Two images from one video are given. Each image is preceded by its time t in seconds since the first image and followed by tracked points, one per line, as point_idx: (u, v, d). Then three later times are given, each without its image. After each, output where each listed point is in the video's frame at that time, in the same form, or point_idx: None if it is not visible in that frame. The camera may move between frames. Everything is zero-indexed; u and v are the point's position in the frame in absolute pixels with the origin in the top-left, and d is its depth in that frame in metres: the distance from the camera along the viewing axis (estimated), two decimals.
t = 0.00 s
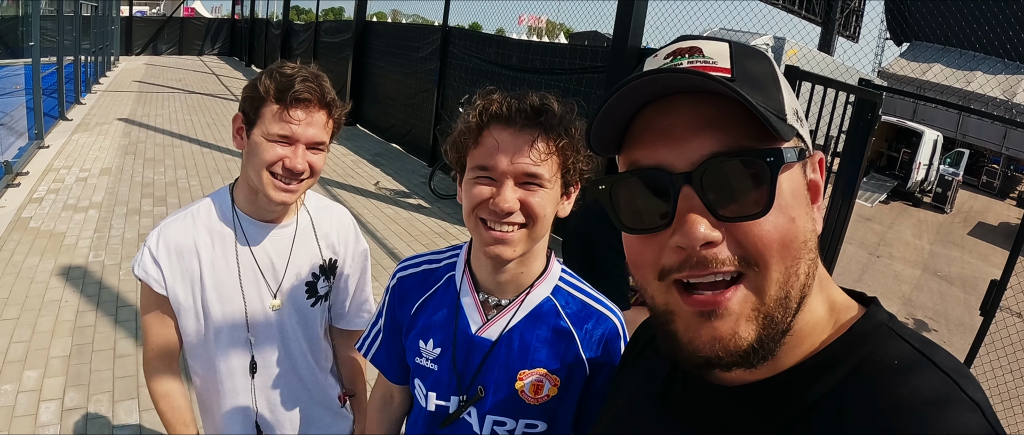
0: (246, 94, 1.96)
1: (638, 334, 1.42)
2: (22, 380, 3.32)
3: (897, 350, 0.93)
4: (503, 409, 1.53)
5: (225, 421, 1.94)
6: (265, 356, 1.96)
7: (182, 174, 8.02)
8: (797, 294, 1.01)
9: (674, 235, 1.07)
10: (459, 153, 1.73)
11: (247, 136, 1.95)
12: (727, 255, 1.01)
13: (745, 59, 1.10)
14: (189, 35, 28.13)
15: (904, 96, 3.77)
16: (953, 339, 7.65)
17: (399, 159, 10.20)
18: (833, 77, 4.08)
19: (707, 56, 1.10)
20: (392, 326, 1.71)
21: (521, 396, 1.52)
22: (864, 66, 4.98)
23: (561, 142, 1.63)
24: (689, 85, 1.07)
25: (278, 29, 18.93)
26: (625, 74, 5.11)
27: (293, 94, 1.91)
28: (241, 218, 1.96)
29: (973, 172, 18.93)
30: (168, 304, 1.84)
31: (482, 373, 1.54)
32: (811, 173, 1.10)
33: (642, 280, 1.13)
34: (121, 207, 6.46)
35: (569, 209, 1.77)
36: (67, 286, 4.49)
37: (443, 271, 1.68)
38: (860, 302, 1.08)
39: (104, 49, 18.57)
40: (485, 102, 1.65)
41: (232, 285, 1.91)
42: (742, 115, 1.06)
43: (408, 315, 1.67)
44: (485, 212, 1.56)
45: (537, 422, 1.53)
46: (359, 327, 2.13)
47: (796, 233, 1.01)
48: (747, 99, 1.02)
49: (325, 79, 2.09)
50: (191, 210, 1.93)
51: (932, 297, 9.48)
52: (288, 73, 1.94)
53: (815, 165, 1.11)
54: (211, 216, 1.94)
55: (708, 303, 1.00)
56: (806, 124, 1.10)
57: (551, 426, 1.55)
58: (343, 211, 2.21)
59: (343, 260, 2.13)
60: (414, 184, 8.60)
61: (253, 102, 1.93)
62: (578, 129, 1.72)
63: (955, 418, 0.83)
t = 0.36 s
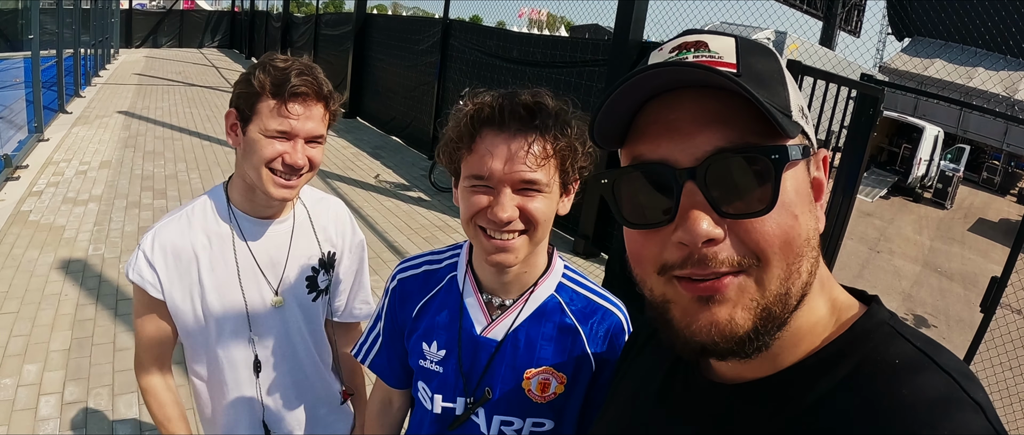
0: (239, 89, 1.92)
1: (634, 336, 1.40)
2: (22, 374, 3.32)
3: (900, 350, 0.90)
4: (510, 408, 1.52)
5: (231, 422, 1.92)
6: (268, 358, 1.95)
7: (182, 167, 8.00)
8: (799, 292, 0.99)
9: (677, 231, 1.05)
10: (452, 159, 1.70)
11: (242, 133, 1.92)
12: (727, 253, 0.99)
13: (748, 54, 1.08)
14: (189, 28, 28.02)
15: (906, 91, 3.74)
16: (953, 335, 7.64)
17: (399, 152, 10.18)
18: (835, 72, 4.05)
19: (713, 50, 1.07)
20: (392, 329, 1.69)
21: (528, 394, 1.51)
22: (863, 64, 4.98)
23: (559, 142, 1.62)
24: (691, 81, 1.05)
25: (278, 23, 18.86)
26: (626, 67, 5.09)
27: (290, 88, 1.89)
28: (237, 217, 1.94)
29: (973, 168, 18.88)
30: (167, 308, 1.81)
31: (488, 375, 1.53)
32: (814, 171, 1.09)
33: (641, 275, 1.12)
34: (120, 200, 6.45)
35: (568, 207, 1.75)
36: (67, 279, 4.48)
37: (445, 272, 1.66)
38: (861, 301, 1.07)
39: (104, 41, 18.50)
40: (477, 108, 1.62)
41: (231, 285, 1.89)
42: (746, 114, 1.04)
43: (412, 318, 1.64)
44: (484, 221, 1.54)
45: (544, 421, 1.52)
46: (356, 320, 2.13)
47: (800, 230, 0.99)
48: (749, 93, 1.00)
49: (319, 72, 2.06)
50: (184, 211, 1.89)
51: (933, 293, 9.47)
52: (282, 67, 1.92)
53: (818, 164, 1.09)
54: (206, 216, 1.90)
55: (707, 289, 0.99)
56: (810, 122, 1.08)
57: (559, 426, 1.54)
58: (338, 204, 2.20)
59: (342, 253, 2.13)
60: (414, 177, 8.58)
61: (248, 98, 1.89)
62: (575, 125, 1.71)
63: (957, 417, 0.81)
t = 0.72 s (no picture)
0: (222, 87, 1.89)
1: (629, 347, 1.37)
2: (11, 374, 3.27)
3: (922, 383, 0.86)
4: (503, 425, 1.48)
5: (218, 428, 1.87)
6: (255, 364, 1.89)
7: (177, 163, 7.93)
8: (814, 320, 0.96)
9: (680, 256, 1.01)
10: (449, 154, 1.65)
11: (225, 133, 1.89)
12: (737, 277, 0.96)
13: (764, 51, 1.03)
14: (185, 22, 27.88)
15: (907, 90, 3.69)
16: (951, 334, 7.62)
17: (395, 148, 10.12)
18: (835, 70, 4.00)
19: (726, 47, 1.03)
20: (375, 344, 1.63)
21: (522, 411, 1.47)
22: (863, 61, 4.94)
23: (561, 137, 1.57)
24: (701, 78, 1.00)
25: (275, 17, 18.74)
26: (624, 64, 5.04)
27: (273, 86, 1.83)
28: (222, 217, 1.89)
29: (971, 166, 18.85)
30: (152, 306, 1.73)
31: (479, 391, 1.48)
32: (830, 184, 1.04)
33: (636, 300, 1.08)
34: (114, 197, 6.39)
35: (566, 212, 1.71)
36: (59, 277, 4.43)
37: (431, 282, 1.61)
38: (875, 322, 1.03)
39: (99, 36, 18.39)
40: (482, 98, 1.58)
41: (216, 286, 1.84)
42: (759, 120, 0.98)
43: (395, 331, 1.59)
44: (481, 215, 1.50)
45: None
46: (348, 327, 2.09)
47: (818, 254, 0.96)
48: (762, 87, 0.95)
49: (307, 70, 2.01)
50: (169, 208, 1.85)
51: (930, 291, 9.45)
52: (267, 64, 1.88)
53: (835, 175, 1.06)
54: (192, 214, 1.86)
55: (712, 323, 0.96)
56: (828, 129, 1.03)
57: None
58: (329, 207, 2.15)
59: (331, 260, 2.08)
60: (411, 174, 8.52)
61: (230, 96, 1.86)
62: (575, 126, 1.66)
63: None
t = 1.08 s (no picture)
0: (247, 75, 1.89)
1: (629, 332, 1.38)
2: (6, 370, 3.25)
3: (935, 376, 0.85)
4: (499, 427, 1.45)
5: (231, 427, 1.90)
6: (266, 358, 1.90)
7: (175, 158, 7.90)
8: (821, 312, 0.95)
9: (681, 239, 0.98)
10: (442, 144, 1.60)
11: (251, 121, 1.90)
12: (742, 265, 0.93)
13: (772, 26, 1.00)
14: (183, 17, 27.77)
15: (908, 84, 3.67)
16: (949, 331, 7.61)
17: (394, 143, 10.09)
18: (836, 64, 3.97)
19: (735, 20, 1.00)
20: (361, 345, 1.59)
21: (518, 413, 1.45)
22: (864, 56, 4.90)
23: (564, 128, 1.57)
24: (689, 43, 0.99)
25: (273, 11, 18.66)
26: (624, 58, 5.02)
27: (306, 76, 1.88)
28: (240, 207, 1.91)
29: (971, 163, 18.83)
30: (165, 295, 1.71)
31: (473, 393, 1.46)
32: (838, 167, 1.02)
33: (633, 288, 1.06)
34: (111, 191, 6.35)
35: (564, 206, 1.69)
36: (55, 272, 4.40)
37: (419, 279, 1.59)
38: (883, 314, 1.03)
39: (97, 31, 18.32)
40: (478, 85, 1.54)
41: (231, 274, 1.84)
42: (766, 90, 0.96)
43: (382, 332, 1.55)
44: (474, 212, 1.46)
45: None
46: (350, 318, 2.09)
47: (828, 240, 0.95)
48: (765, 47, 0.93)
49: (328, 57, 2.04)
50: (183, 196, 1.84)
51: (929, 287, 9.44)
52: (295, 53, 1.89)
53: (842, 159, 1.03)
54: (206, 203, 1.87)
55: (716, 314, 0.93)
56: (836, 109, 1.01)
57: None
58: (339, 198, 2.21)
59: (342, 251, 2.12)
60: (410, 169, 8.49)
61: (259, 85, 1.87)
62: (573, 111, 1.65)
63: None
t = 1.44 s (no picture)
0: (318, 86, 1.99)
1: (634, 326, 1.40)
2: (19, 367, 3.29)
3: (901, 355, 0.90)
4: (517, 415, 1.50)
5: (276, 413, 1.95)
6: (316, 343, 1.96)
7: (181, 158, 7.95)
8: (794, 301, 0.98)
9: (678, 235, 1.02)
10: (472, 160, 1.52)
11: (321, 129, 1.98)
12: (731, 264, 0.96)
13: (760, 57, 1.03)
14: (188, 18, 27.87)
15: (909, 88, 3.69)
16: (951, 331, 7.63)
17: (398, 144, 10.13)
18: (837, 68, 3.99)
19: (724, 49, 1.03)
20: (374, 348, 1.60)
21: (534, 398, 1.50)
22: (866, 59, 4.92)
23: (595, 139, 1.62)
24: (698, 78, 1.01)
25: (278, 13, 18.74)
26: (627, 61, 5.06)
27: (375, 90, 2.01)
28: (299, 203, 2.01)
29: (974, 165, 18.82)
30: (225, 288, 1.81)
31: (493, 384, 1.50)
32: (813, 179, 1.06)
33: (640, 277, 1.09)
34: (118, 192, 6.41)
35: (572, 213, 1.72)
36: (65, 271, 4.45)
37: (431, 281, 1.59)
38: (858, 301, 1.06)
39: (103, 32, 18.41)
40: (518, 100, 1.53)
41: (285, 268, 1.93)
42: (755, 116, 1.00)
43: (400, 335, 1.56)
44: (529, 225, 1.45)
45: (550, 422, 1.52)
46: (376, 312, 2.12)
47: (796, 242, 0.98)
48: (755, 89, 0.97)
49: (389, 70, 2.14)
50: (248, 193, 1.95)
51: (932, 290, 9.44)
52: (362, 67, 2.00)
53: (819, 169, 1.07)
54: (268, 199, 1.97)
55: (707, 304, 0.97)
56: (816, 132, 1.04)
57: (563, 426, 1.54)
58: (385, 198, 2.29)
59: (387, 245, 2.21)
60: (414, 170, 8.53)
61: (332, 96, 1.97)
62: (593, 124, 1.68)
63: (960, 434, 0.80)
